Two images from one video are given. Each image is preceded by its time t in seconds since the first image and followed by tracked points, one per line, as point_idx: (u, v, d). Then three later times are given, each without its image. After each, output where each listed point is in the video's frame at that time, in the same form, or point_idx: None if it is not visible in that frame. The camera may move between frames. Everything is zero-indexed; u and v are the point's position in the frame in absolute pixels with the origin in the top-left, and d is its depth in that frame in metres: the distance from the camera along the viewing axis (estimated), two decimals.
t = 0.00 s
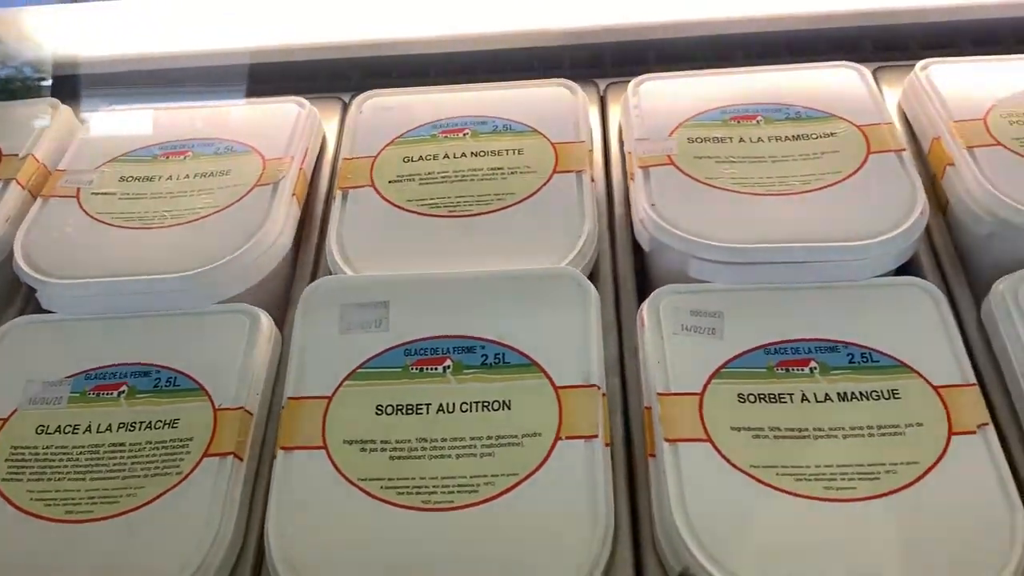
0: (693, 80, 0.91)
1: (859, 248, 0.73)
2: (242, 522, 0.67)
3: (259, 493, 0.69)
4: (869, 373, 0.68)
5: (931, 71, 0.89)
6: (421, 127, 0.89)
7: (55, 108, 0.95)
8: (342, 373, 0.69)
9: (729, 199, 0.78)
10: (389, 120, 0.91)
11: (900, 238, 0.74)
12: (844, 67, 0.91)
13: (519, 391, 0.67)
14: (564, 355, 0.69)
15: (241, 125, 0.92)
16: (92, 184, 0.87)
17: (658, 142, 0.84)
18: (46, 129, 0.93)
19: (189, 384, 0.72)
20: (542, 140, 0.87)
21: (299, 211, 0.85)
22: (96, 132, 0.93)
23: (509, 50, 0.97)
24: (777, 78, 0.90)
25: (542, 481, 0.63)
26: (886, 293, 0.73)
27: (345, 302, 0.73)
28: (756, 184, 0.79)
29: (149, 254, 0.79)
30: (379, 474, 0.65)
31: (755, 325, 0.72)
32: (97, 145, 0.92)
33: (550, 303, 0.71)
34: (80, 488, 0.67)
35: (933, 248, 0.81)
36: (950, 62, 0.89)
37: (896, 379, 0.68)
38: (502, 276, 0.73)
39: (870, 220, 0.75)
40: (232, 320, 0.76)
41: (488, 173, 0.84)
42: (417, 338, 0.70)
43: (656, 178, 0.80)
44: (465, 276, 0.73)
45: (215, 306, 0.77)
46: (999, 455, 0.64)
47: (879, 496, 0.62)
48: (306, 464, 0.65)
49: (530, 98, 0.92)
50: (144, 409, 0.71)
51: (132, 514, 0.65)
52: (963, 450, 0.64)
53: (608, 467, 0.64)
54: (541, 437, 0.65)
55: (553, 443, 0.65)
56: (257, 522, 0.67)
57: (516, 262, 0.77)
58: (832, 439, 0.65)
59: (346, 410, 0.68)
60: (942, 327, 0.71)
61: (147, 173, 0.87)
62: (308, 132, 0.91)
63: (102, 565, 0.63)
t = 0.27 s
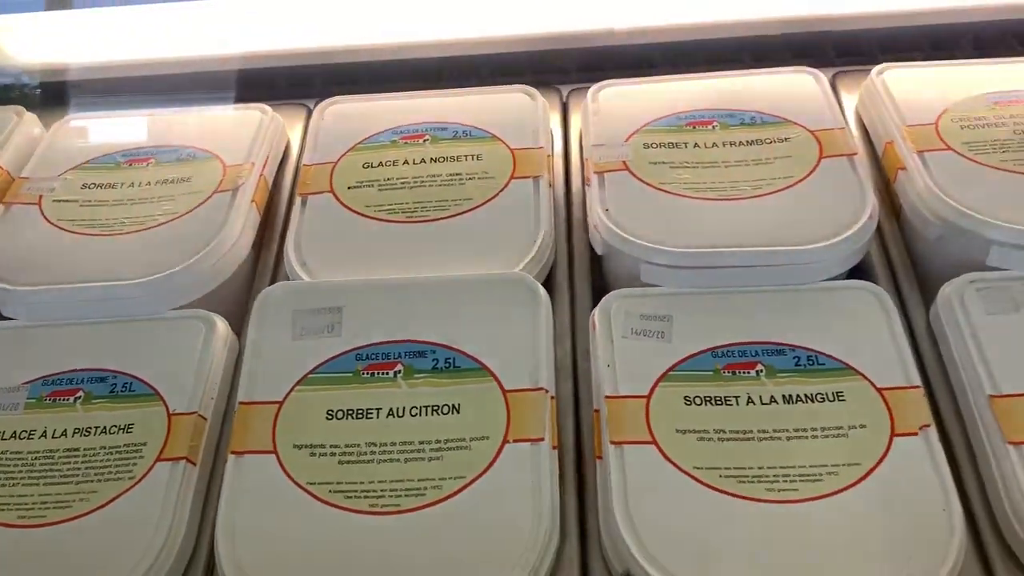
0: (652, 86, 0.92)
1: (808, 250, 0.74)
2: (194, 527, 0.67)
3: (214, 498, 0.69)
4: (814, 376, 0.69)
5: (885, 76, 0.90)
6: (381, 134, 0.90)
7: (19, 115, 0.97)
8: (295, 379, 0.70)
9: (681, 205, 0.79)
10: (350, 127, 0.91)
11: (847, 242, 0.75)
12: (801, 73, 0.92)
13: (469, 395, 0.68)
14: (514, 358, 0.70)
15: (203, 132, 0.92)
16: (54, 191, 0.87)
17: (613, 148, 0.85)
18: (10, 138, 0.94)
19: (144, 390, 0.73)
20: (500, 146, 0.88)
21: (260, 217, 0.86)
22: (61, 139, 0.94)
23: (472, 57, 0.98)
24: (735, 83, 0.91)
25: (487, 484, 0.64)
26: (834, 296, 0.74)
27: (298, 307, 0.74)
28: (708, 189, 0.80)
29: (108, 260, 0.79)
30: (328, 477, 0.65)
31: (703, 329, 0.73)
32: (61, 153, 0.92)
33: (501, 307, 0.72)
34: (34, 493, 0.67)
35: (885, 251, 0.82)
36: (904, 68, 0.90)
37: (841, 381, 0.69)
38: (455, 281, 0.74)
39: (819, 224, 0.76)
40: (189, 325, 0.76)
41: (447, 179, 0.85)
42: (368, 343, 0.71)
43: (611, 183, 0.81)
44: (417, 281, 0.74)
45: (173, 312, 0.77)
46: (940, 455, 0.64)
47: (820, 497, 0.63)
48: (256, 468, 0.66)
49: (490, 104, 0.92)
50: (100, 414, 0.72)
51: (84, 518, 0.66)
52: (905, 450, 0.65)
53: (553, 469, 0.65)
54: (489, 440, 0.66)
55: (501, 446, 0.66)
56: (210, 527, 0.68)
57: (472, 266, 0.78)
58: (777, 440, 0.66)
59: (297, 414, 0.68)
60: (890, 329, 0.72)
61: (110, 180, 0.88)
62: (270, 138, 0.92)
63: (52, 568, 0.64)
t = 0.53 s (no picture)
0: (607, 87, 0.93)
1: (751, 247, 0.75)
2: (139, 522, 0.68)
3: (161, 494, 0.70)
4: (754, 370, 0.70)
5: (838, 75, 0.91)
6: (337, 133, 0.91)
7: None
8: (240, 374, 0.71)
9: (630, 203, 0.80)
10: (307, 127, 0.92)
11: (790, 240, 0.76)
12: (754, 73, 0.93)
13: (413, 390, 0.69)
14: (459, 355, 0.70)
15: (162, 132, 0.93)
16: (12, 190, 0.88)
17: (567, 147, 0.86)
18: None
19: (94, 387, 0.73)
20: (457, 145, 0.88)
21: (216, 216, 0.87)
22: (23, 139, 0.95)
23: (431, 58, 0.99)
24: (689, 83, 0.92)
25: (428, 479, 0.65)
26: (779, 291, 0.75)
27: (246, 304, 0.75)
28: (656, 187, 0.81)
29: (62, 259, 0.80)
30: (271, 472, 0.66)
31: (647, 326, 0.74)
32: (23, 153, 0.93)
33: (447, 304, 0.73)
34: None
35: (832, 246, 0.83)
36: (857, 67, 0.91)
37: (781, 375, 0.70)
38: (403, 279, 0.74)
39: (764, 221, 0.77)
40: (141, 323, 0.77)
41: (402, 177, 0.85)
42: (314, 340, 0.71)
43: (562, 181, 0.82)
44: (366, 279, 0.75)
45: (126, 309, 0.78)
46: (875, 447, 0.65)
47: (755, 490, 0.64)
48: (201, 464, 0.67)
49: (447, 104, 0.93)
50: (50, 411, 0.72)
51: (28, 514, 0.66)
52: (841, 443, 0.66)
53: (494, 464, 0.66)
54: (431, 435, 0.67)
55: (442, 441, 0.66)
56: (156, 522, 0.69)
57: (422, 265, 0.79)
58: (715, 433, 0.67)
59: (242, 411, 0.69)
60: (831, 324, 0.72)
61: (67, 180, 0.89)
62: (228, 137, 0.92)
63: None
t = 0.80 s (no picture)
0: (559, 87, 0.93)
1: (690, 248, 0.76)
2: (77, 523, 0.68)
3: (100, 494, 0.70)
4: (691, 369, 0.71)
5: (789, 75, 0.91)
6: (288, 134, 0.91)
7: None
8: (180, 375, 0.71)
9: (575, 203, 0.80)
10: (258, 127, 0.92)
11: (731, 240, 0.77)
12: (705, 73, 0.93)
13: (351, 390, 0.69)
14: (398, 355, 0.70)
15: (115, 133, 0.93)
16: None
17: (515, 149, 0.86)
18: None
19: (36, 387, 0.73)
20: (407, 145, 0.88)
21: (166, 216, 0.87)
22: None
23: (387, 57, 0.99)
24: (639, 84, 0.92)
25: (363, 479, 0.65)
26: (720, 291, 0.75)
27: (187, 305, 0.75)
28: (601, 187, 0.81)
29: (7, 259, 0.80)
30: (208, 473, 0.66)
31: (588, 325, 0.74)
32: None
33: (388, 303, 0.73)
34: None
35: (778, 246, 0.83)
36: (808, 66, 0.91)
37: (718, 373, 0.70)
38: (345, 279, 0.74)
39: (707, 221, 0.77)
40: (86, 323, 0.77)
41: (351, 178, 0.85)
42: (253, 340, 0.72)
43: (509, 182, 0.83)
44: (308, 279, 0.75)
45: (71, 310, 0.78)
46: (808, 445, 0.66)
47: (687, 488, 0.64)
48: (138, 464, 0.67)
49: (399, 104, 0.93)
50: None
51: None
52: (775, 441, 0.66)
53: (429, 463, 0.66)
54: (368, 435, 0.67)
55: (379, 441, 0.66)
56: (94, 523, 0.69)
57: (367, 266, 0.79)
58: (650, 432, 0.67)
59: (181, 412, 0.69)
60: (770, 323, 0.73)
61: (18, 180, 0.88)
62: (179, 138, 0.92)
63: None
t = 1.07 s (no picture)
0: (516, 86, 0.94)
1: (636, 245, 0.77)
2: (20, 518, 0.68)
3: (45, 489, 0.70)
4: (635, 364, 0.71)
5: (743, 75, 0.92)
6: (244, 131, 0.91)
7: None
8: (125, 370, 0.71)
9: (525, 200, 0.81)
10: (215, 125, 0.93)
11: (677, 236, 0.77)
12: (660, 71, 0.93)
13: (294, 386, 0.69)
14: (342, 351, 0.71)
15: (72, 129, 0.93)
16: None
17: (469, 146, 0.86)
18: None
19: None
20: (361, 142, 0.89)
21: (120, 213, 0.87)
22: None
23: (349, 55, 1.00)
24: (595, 82, 0.93)
25: (304, 474, 0.65)
26: (667, 287, 0.76)
27: (136, 301, 0.75)
28: (552, 184, 0.82)
29: None
30: (150, 468, 0.66)
31: (535, 321, 0.74)
32: None
33: (333, 299, 0.73)
34: None
35: (728, 244, 0.84)
36: (762, 65, 0.92)
37: (661, 368, 0.71)
38: (292, 276, 0.75)
39: (655, 218, 0.78)
40: (36, 319, 0.77)
41: (304, 175, 0.86)
42: (199, 336, 0.72)
43: (461, 179, 0.83)
44: (256, 275, 0.75)
45: (22, 305, 0.78)
46: (748, 439, 0.66)
47: (626, 481, 0.64)
48: (81, 459, 0.67)
49: (356, 101, 0.93)
50: None
51: None
52: (715, 435, 0.66)
53: (371, 457, 0.66)
54: (310, 430, 0.67)
55: (321, 436, 0.67)
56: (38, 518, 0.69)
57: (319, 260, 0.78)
58: (592, 426, 0.67)
59: (126, 407, 0.69)
60: (715, 318, 0.73)
61: None
62: (135, 135, 0.93)
63: None
